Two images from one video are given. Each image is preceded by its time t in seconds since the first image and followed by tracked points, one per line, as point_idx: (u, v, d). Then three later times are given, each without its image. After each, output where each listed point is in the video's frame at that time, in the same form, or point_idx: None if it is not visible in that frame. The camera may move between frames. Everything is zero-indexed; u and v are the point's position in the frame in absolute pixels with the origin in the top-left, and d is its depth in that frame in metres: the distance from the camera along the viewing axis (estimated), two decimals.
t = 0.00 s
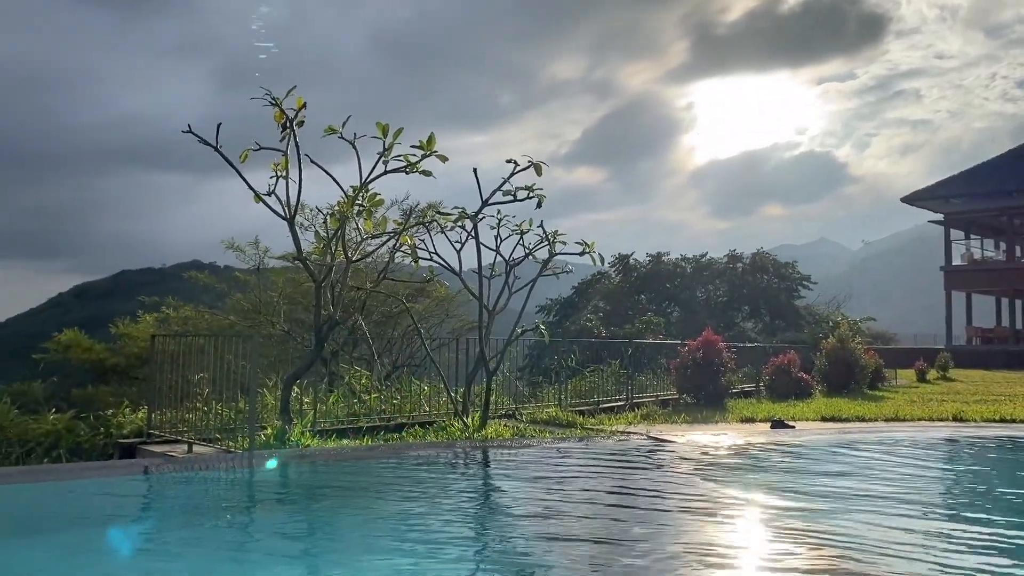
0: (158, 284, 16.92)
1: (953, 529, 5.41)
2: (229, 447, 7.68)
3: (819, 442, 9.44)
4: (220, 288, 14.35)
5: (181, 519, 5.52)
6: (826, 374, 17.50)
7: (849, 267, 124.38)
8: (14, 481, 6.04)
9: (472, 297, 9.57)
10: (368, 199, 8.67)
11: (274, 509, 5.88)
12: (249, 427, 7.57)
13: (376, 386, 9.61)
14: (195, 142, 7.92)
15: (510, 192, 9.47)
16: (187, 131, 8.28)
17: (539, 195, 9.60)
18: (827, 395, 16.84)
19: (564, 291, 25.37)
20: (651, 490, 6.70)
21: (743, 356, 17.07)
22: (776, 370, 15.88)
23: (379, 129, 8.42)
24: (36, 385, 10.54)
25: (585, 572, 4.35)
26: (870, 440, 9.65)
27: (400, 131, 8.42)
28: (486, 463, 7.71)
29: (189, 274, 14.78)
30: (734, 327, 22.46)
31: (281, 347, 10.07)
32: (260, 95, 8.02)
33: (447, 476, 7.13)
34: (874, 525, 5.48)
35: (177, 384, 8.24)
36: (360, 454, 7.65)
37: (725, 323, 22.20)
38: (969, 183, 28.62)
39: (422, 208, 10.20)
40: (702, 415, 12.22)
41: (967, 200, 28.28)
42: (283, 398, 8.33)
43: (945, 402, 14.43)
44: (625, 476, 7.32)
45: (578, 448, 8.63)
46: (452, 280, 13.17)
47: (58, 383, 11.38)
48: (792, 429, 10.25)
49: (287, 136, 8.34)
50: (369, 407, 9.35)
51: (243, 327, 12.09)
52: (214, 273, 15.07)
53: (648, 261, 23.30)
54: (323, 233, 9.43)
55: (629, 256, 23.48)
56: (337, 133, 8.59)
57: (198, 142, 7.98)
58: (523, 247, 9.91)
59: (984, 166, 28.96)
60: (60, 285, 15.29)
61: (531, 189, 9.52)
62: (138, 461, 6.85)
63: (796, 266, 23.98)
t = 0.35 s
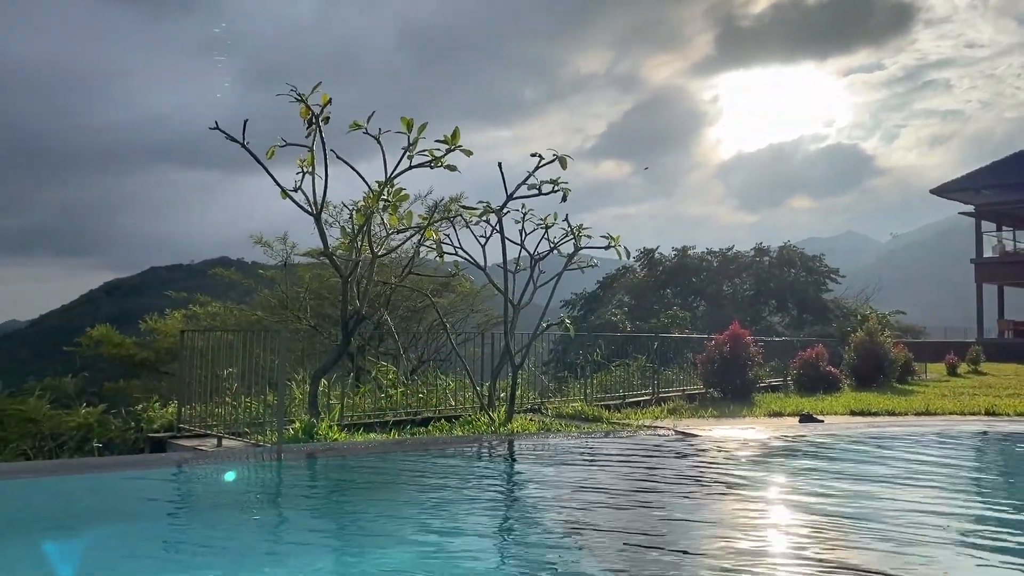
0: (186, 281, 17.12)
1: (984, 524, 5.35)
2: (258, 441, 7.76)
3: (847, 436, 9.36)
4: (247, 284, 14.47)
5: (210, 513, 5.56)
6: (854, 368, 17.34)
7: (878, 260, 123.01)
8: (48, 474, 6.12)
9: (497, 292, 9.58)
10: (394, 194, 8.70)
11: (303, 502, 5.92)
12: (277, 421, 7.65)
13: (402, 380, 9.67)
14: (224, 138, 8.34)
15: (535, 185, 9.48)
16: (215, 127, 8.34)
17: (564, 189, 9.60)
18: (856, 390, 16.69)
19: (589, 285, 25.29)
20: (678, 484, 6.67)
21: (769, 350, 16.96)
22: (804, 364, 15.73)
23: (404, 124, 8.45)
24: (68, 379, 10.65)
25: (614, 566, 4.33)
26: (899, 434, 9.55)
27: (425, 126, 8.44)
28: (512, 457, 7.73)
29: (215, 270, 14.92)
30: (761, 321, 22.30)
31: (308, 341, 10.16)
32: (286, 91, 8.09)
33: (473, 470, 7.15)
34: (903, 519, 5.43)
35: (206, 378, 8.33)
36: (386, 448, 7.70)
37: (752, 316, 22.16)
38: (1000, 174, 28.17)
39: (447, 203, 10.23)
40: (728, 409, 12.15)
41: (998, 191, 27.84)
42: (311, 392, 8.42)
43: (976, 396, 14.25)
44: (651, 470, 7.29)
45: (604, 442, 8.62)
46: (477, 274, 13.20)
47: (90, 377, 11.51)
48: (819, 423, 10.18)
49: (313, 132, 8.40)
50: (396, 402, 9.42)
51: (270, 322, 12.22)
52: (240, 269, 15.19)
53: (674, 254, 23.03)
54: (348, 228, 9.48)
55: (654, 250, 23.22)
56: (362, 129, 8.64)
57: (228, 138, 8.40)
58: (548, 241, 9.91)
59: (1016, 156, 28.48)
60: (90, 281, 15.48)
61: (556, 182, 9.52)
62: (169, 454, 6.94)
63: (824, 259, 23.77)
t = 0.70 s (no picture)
0: (217, 278, 17.29)
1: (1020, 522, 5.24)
2: (288, 437, 7.82)
3: (879, 432, 9.23)
4: (276, 281, 14.57)
5: (241, 508, 5.62)
6: (886, 362, 17.11)
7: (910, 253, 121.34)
8: (83, 469, 6.20)
9: (524, 287, 9.56)
10: (420, 190, 8.69)
11: (333, 498, 5.93)
12: (307, 416, 7.69)
13: (430, 376, 9.70)
14: (252, 136, 8.42)
15: (562, 180, 9.44)
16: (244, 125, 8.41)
17: (591, 183, 9.55)
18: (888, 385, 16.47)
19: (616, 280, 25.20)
20: (706, 480, 6.65)
21: (800, 345, 16.78)
22: (835, 359, 15.55)
23: (431, 119, 8.45)
24: (102, 375, 10.82)
25: (644, 562, 4.33)
26: (932, 429, 9.41)
27: (452, 122, 8.43)
28: (541, 453, 7.72)
29: (244, 268, 15.03)
30: (790, 316, 22.05)
31: (337, 338, 10.22)
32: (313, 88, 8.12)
33: (501, 466, 7.14)
34: (937, 517, 5.35)
35: (236, 374, 8.40)
36: (415, 443, 7.71)
37: (781, 311, 22.07)
38: None
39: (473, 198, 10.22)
40: (758, 404, 12.06)
41: None
42: (339, 388, 8.49)
43: (1012, 391, 14.00)
44: (679, 466, 7.26)
45: (632, 438, 8.60)
46: (503, 270, 13.18)
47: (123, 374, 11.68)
48: (850, 419, 10.06)
49: (341, 129, 8.43)
50: (424, 397, 9.46)
51: (299, 319, 12.30)
52: (269, 266, 15.30)
53: (702, 248, 22.95)
54: (376, 225, 9.51)
55: (682, 244, 23.16)
56: (389, 125, 8.65)
57: (256, 136, 8.49)
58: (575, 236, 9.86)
59: None
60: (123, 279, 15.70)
61: (583, 177, 9.48)
62: (200, 450, 7.01)
63: (855, 253, 23.47)
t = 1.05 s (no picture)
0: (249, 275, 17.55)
1: None
2: (320, 432, 7.91)
3: (913, 427, 9.13)
4: (307, 278, 14.70)
5: (271, 503, 5.68)
6: (920, 357, 16.90)
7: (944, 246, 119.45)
8: (119, 464, 6.31)
9: (552, 283, 9.55)
10: (448, 186, 8.72)
11: (364, 493, 5.98)
12: (338, 412, 7.76)
13: (458, 372, 9.74)
14: (282, 135, 8.49)
15: (590, 175, 9.43)
16: (273, 124, 8.48)
17: (619, 178, 9.53)
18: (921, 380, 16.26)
19: (645, 275, 25.10)
20: (736, 476, 6.62)
21: (832, 339, 16.61)
22: (867, 354, 15.38)
23: (458, 116, 8.47)
24: (137, 372, 11.05)
25: (674, 558, 4.32)
26: (967, 425, 9.28)
27: (479, 119, 8.44)
28: (569, 448, 7.74)
29: (275, 265, 15.17)
30: (822, 310, 21.77)
31: (366, 334, 10.31)
32: (342, 87, 8.18)
33: (530, 461, 7.17)
34: (971, 513, 5.28)
35: (269, 370, 8.50)
36: (445, 438, 7.75)
37: (811, 306, 21.62)
38: None
39: (501, 195, 10.23)
40: (790, 400, 11.96)
41: None
42: (369, 384, 8.56)
43: None
44: (709, 462, 7.24)
45: (662, 434, 8.57)
46: (532, 266, 13.19)
47: (158, 370, 11.90)
48: (883, 415, 9.95)
49: (369, 127, 8.48)
50: (453, 392, 9.51)
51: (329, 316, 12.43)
52: (299, 264, 15.43)
53: (731, 243, 22.68)
54: (404, 222, 9.56)
55: (711, 239, 22.87)
56: (417, 123, 8.69)
57: (286, 135, 8.57)
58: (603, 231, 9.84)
59: None
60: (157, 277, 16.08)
61: (611, 172, 9.47)
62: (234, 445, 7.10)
63: (887, 247, 22.97)
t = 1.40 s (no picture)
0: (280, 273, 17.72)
1: None
2: (350, 428, 7.95)
3: (949, 425, 8.97)
4: (337, 276, 14.78)
5: (303, 498, 5.73)
6: (956, 353, 16.66)
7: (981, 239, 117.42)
8: (154, 459, 6.41)
9: (581, 279, 9.50)
10: (476, 183, 8.71)
11: (394, 490, 5.99)
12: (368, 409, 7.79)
13: (487, 368, 9.74)
14: (312, 133, 8.53)
15: (619, 170, 9.38)
16: (303, 122, 8.51)
17: (648, 173, 9.47)
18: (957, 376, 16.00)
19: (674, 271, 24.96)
20: (769, 474, 6.56)
21: (866, 335, 16.41)
22: (902, 350, 15.16)
23: (486, 113, 8.47)
24: (170, 369, 11.20)
25: (706, 556, 4.29)
26: (1006, 422, 9.10)
27: (507, 115, 8.42)
28: (598, 445, 7.71)
29: (306, 264, 15.27)
30: (856, 307, 21.65)
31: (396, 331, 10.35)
32: (370, 85, 8.21)
33: (559, 458, 7.15)
34: (1011, 513, 5.17)
35: (300, 367, 8.56)
36: (474, 435, 7.75)
37: (845, 301, 21.70)
38: None
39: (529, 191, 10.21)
40: (822, 396, 11.84)
41: None
42: (399, 380, 8.60)
43: None
44: (740, 460, 7.17)
45: (692, 431, 8.52)
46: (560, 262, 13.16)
47: (192, 367, 12.05)
48: (918, 412, 9.79)
49: (398, 124, 8.51)
50: (481, 389, 9.52)
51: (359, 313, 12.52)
52: (329, 261, 15.52)
53: (762, 237, 22.54)
54: (433, 219, 9.58)
55: (742, 233, 22.83)
56: (445, 119, 8.69)
57: (316, 133, 8.61)
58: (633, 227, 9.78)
59: None
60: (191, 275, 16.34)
61: (640, 166, 9.41)
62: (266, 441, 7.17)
63: (922, 241, 22.34)
